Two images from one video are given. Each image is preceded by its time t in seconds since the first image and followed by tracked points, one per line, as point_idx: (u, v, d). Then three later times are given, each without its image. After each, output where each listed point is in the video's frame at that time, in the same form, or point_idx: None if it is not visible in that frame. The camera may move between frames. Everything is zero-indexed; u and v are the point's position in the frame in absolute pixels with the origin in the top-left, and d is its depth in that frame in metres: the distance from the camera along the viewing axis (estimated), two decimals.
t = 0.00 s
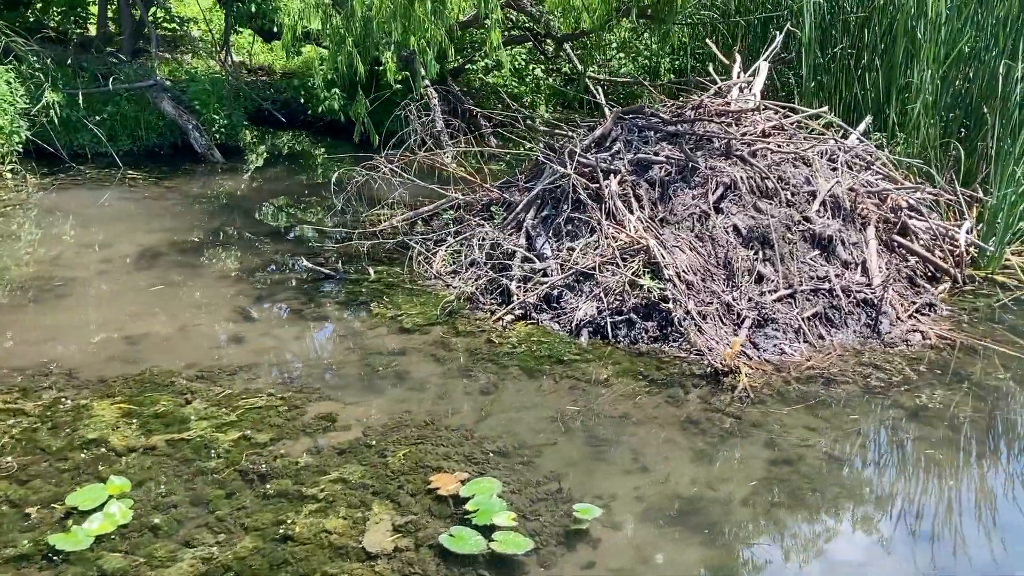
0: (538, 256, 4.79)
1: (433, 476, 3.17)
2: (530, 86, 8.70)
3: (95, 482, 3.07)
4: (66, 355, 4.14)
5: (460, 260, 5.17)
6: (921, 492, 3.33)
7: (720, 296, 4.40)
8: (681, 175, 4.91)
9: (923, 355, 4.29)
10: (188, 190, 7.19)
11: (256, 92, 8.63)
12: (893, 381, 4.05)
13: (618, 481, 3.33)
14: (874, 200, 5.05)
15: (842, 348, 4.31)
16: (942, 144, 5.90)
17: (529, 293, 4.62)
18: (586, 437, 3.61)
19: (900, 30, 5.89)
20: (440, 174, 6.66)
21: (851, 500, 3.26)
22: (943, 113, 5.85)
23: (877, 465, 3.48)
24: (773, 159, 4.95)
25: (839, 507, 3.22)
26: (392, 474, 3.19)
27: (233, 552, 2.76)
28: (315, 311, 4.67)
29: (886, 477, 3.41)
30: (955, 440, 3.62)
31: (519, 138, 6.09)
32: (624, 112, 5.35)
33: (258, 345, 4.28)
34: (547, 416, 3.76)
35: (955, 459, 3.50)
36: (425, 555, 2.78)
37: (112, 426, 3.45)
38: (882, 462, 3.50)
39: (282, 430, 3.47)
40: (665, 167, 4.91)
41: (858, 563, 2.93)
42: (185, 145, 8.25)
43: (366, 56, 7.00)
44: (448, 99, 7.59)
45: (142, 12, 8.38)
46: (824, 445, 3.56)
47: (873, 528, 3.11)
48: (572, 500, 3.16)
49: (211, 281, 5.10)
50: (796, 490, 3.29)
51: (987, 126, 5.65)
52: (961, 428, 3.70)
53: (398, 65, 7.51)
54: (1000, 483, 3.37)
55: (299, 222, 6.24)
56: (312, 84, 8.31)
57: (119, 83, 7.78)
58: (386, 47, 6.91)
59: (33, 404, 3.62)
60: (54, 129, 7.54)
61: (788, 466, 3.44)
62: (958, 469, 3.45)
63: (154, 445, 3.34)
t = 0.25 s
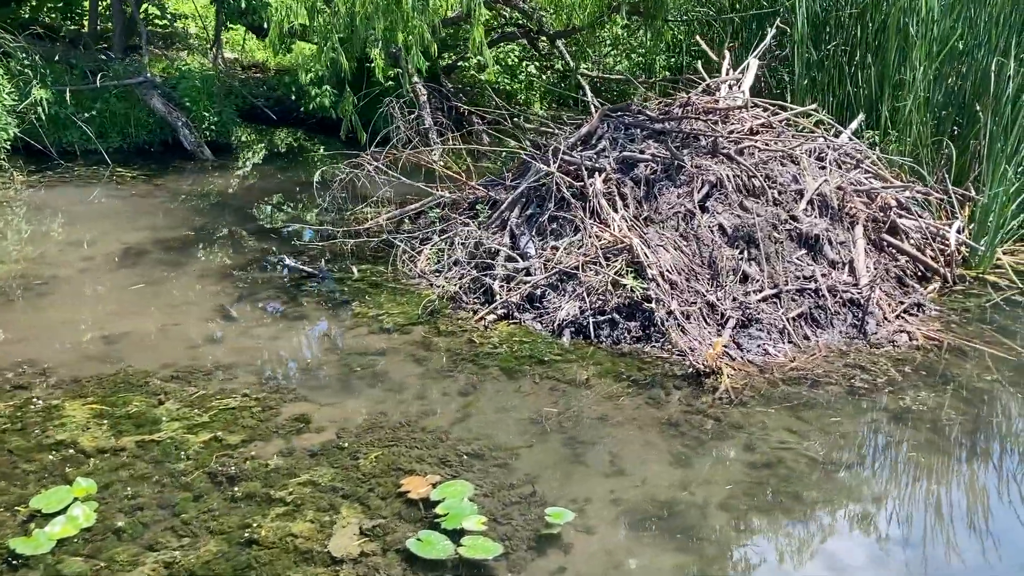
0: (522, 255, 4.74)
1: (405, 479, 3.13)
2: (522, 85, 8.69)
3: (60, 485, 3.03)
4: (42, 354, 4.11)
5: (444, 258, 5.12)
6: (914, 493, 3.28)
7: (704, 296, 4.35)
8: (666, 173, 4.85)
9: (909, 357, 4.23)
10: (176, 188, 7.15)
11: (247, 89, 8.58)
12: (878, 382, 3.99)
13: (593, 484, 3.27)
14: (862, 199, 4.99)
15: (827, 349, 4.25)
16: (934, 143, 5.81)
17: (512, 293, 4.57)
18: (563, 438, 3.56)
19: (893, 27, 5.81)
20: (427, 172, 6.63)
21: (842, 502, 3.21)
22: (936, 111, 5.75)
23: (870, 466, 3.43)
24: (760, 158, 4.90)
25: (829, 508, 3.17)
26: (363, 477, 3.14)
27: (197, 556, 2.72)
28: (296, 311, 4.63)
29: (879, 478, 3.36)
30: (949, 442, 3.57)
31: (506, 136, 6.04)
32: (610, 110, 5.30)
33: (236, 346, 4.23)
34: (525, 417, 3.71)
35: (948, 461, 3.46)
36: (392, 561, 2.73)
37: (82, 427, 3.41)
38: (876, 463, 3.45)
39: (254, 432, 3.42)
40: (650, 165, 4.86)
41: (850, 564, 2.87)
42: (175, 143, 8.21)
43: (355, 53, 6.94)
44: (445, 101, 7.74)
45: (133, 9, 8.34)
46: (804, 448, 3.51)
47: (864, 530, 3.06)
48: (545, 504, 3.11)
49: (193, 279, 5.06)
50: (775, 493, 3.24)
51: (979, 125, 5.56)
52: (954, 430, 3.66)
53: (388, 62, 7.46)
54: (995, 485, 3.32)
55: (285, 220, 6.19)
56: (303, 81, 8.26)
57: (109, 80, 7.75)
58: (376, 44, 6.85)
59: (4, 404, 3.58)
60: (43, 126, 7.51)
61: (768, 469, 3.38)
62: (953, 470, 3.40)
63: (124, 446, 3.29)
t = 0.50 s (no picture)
0: (507, 255, 4.71)
1: (379, 482, 3.10)
2: (516, 82, 8.66)
3: (31, 487, 3.01)
4: (22, 355, 4.09)
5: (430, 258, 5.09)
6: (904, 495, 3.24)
7: (689, 296, 4.32)
8: (652, 173, 4.83)
9: (895, 358, 4.20)
10: (167, 187, 7.13)
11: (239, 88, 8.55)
12: (862, 384, 3.95)
13: (570, 486, 3.25)
14: (850, 200, 4.96)
15: (813, 350, 4.22)
16: (925, 142, 5.76)
17: (496, 293, 4.54)
18: (543, 440, 3.53)
19: (885, 26, 5.75)
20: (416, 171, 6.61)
21: (833, 503, 3.18)
22: (928, 112, 5.68)
23: (860, 467, 3.40)
24: (747, 157, 4.87)
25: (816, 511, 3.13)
26: (337, 480, 3.11)
27: (165, 560, 2.69)
28: (279, 311, 4.60)
29: (868, 479, 3.33)
30: (939, 444, 3.54)
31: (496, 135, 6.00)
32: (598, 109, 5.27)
33: (217, 346, 4.21)
34: (505, 418, 3.69)
35: (938, 463, 3.43)
36: (362, 565, 2.70)
37: (57, 428, 3.39)
38: (866, 464, 3.42)
39: (230, 433, 3.40)
40: (636, 165, 4.83)
41: (839, 567, 2.83)
42: (167, 141, 8.18)
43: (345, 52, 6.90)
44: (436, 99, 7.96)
45: (125, 7, 8.31)
46: (785, 450, 3.47)
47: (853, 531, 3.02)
48: (520, 507, 3.08)
49: (177, 279, 5.04)
50: (755, 497, 3.20)
51: (971, 124, 5.49)
52: (943, 432, 3.63)
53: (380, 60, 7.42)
54: (985, 486, 3.29)
55: (274, 219, 6.17)
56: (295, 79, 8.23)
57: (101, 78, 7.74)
58: (365, 43, 6.81)
59: None
60: (34, 125, 7.50)
61: (748, 472, 3.35)
62: (942, 472, 3.37)
63: (98, 448, 3.27)
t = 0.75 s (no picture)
0: (496, 256, 4.66)
1: (359, 487, 3.05)
2: (512, 81, 8.61)
3: (6, 492, 2.97)
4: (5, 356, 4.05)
5: (419, 258, 5.05)
6: (897, 501, 3.19)
7: (679, 298, 4.27)
8: (643, 173, 4.78)
9: (888, 361, 4.15)
10: (159, 186, 7.09)
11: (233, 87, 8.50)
12: (853, 388, 3.90)
13: (554, 492, 3.19)
14: (844, 200, 4.90)
15: (804, 352, 4.17)
16: (921, 142, 5.65)
17: (485, 295, 4.50)
18: (527, 444, 3.47)
19: (881, 25, 5.67)
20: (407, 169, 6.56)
21: (833, 504, 3.16)
22: (925, 112, 5.60)
23: (858, 467, 3.37)
24: (740, 157, 4.81)
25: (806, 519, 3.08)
26: (316, 485, 3.07)
27: (138, 568, 2.65)
28: (265, 312, 4.56)
29: (867, 480, 3.31)
30: (931, 448, 3.49)
31: (488, 134, 5.95)
32: (589, 109, 5.22)
33: (202, 348, 4.16)
34: (489, 421, 3.64)
35: (931, 469, 3.38)
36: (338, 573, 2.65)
37: (35, 432, 3.35)
38: (864, 464, 3.40)
39: (210, 437, 3.36)
40: (627, 165, 4.78)
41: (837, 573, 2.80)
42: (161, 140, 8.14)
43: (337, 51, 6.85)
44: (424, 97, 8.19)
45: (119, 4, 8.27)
46: (773, 455, 3.42)
47: (843, 540, 2.97)
48: (502, 514, 3.03)
49: (165, 279, 5.00)
50: (742, 503, 3.15)
51: (968, 123, 5.40)
52: (937, 437, 3.58)
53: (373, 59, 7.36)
54: (980, 492, 3.24)
55: (265, 219, 6.13)
56: (289, 78, 8.17)
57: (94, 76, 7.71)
58: (357, 42, 6.75)
59: None
60: (26, 123, 7.46)
61: (735, 477, 3.29)
62: (936, 478, 3.32)
63: (76, 452, 3.23)
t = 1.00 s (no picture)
0: (484, 256, 4.60)
1: (335, 494, 2.98)
2: (508, 77, 8.51)
3: None
4: None
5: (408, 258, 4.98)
6: (889, 509, 3.11)
7: (669, 299, 4.20)
8: (634, 172, 4.70)
9: (881, 364, 4.07)
10: (149, 184, 7.02)
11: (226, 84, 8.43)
12: (845, 392, 3.82)
13: (536, 498, 3.12)
14: (838, 199, 4.82)
15: (796, 355, 4.09)
16: (919, 140, 5.57)
17: (472, 295, 4.43)
18: (510, 448, 3.40)
19: (878, 21, 5.58)
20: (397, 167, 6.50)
21: (830, 505, 3.12)
22: (923, 110, 5.51)
23: (855, 469, 3.33)
24: (733, 156, 4.73)
25: (794, 529, 3.00)
26: (292, 492, 3.00)
27: None
28: (249, 313, 4.49)
29: (865, 481, 3.27)
30: (924, 455, 3.42)
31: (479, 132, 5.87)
32: (581, 107, 5.14)
33: (183, 350, 4.10)
34: (473, 425, 3.56)
35: (924, 475, 3.30)
36: None
37: (8, 437, 3.29)
38: (862, 465, 3.36)
39: (186, 442, 3.29)
40: (618, 164, 4.71)
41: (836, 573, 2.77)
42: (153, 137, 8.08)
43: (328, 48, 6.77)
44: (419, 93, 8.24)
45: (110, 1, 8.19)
46: (761, 461, 3.34)
47: (829, 549, 2.89)
48: (482, 522, 2.96)
49: (149, 279, 4.93)
50: (729, 510, 3.08)
51: (966, 121, 5.29)
52: (930, 442, 3.50)
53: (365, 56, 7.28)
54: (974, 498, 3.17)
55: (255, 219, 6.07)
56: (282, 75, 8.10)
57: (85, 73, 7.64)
58: (348, 40, 6.67)
59: None
60: (16, 120, 7.40)
61: (722, 484, 3.22)
62: (929, 484, 3.26)
63: (48, 457, 3.16)
